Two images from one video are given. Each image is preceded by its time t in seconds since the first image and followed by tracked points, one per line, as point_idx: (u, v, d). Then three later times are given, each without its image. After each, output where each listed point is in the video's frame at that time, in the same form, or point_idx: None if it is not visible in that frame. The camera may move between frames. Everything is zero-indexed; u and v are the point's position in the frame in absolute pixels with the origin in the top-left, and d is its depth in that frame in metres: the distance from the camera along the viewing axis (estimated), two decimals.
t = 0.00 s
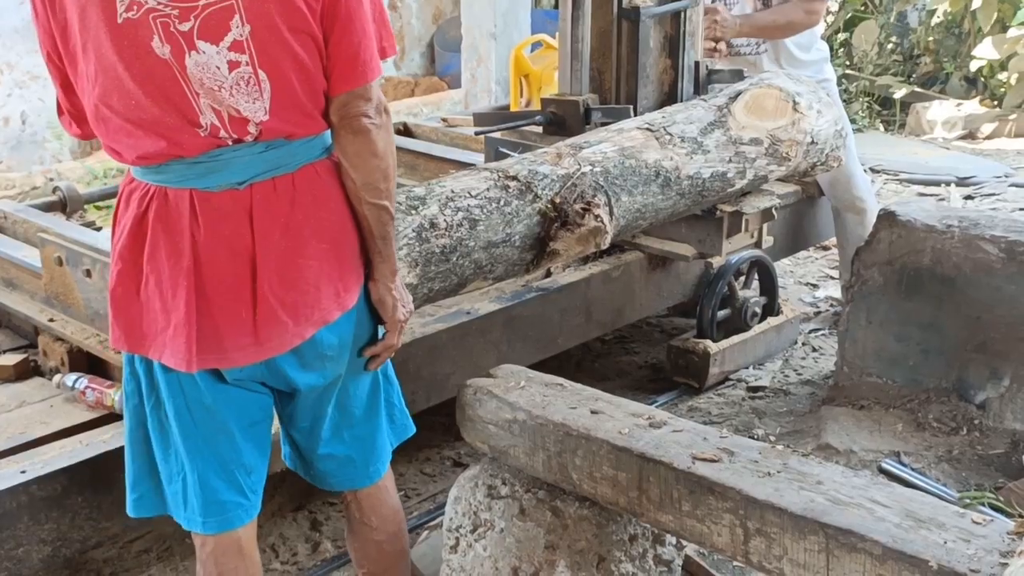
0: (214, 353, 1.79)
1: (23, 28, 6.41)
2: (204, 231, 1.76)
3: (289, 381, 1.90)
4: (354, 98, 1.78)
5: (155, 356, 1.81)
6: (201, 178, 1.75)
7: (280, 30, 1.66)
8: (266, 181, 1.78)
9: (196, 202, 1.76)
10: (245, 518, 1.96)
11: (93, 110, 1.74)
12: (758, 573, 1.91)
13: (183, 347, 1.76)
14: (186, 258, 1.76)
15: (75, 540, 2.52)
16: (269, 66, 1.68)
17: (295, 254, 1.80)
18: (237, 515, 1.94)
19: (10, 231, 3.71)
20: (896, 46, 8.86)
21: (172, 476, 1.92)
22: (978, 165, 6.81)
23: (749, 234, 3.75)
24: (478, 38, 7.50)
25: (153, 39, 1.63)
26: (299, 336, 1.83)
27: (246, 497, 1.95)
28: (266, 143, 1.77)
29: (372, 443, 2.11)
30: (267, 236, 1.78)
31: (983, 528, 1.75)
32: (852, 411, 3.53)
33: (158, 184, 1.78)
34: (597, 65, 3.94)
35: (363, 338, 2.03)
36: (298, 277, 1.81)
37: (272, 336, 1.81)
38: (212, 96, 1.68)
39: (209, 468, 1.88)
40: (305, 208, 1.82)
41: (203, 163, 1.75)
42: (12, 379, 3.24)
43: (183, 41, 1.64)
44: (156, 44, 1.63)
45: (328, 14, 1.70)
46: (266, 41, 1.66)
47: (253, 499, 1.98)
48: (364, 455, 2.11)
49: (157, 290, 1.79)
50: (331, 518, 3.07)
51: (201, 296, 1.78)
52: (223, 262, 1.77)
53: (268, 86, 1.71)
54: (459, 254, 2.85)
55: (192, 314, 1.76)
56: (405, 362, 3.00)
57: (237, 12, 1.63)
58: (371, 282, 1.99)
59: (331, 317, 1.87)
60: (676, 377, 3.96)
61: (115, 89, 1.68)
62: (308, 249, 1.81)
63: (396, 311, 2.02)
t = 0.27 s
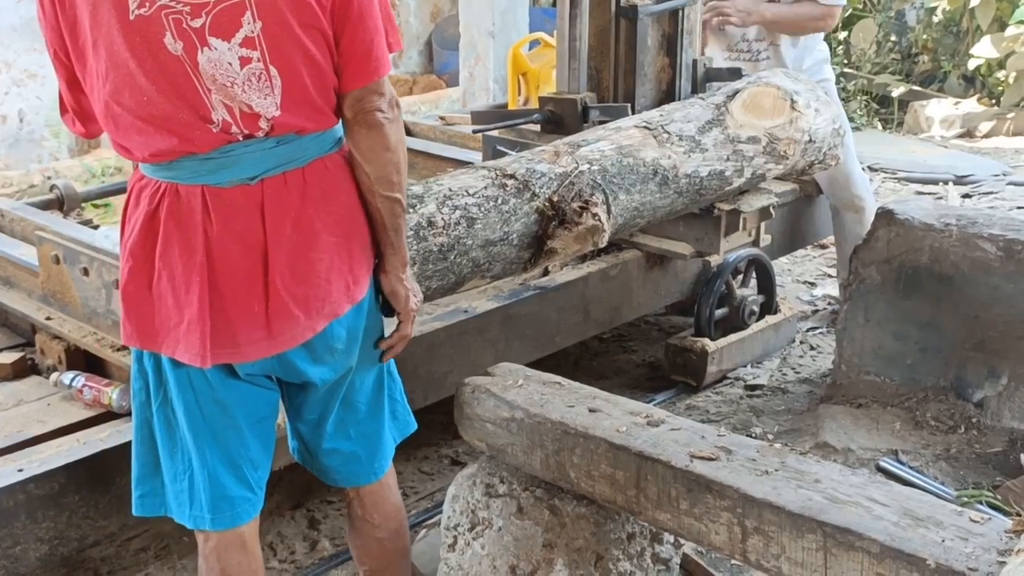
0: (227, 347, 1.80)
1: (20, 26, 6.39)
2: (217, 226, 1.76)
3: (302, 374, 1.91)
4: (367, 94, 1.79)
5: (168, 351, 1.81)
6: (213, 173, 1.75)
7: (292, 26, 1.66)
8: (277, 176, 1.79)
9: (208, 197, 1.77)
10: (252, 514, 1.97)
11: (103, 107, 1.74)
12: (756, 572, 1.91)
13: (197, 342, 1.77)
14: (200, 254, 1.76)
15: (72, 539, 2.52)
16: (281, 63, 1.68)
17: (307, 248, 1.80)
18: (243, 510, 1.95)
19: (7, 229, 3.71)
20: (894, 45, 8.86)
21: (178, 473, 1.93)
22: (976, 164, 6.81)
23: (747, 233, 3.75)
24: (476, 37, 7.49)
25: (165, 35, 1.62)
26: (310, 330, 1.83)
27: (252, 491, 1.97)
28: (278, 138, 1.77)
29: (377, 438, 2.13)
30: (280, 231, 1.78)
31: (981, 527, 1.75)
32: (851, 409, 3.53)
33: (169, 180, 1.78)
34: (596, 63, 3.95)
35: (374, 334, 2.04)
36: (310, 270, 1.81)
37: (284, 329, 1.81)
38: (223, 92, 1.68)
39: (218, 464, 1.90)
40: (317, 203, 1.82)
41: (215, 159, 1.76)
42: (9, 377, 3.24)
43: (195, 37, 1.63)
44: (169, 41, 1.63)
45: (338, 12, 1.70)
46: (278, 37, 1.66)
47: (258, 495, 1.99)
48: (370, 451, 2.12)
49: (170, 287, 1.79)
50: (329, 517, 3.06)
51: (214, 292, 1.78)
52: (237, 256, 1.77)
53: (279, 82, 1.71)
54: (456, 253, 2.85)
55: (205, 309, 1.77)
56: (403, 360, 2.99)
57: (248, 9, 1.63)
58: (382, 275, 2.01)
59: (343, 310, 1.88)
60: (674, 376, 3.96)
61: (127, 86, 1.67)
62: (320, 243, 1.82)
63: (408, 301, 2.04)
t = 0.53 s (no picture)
0: (231, 347, 1.80)
1: (20, 26, 6.38)
2: (221, 225, 1.76)
3: (305, 376, 1.91)
4: (382, 95, 1.82)
5: (172, 351, 1.81)
6: (217, 173, 1.75)
7: (298, 26, 1.67)
8: (280, 176, 1.78)
9: (212, 197, 1.76)
10: (253, 514, 1.97)
11: (107, 107, 1.73)
12: (755, 573, 1.91)
13: (201, 342, 1.77)
14: (204, 255, 1.76)
15: (71, 539, 2.52)
16: (286, 63, 1.69)
17: (311, 248, 1.80)
18: (244, 511, 1.95)
19: (6, 230, 3.71)
20: (894, 46, 8.88)
21: (180, 474, 1.93)
22: (975, 165, 6.82)
23: (747, 234, 3.75)
24: (476, 37, 7.49)
25: (171, 34, 1.63)
26: (314, 330, 1.83)
27: (253, 492, 1.97)
28: (282, 138, 1.77)
29: (380, 441, 2.11)
30: (283, 231, 1.78)
31: (980, 528, 1.74)
32: (850, 410, 3.52)
33: (173, 180, 1.78)
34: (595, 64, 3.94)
35: (379, 335, 2.03)
36: (314, 270, 1.80)
37: (288, 329, 1.81)
38: (227, 91, 1.68)
39: (219, 465, 1.90)
40: (320, 202, 1.81)
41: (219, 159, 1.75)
42: (8, 378, 3.24)
43: (201, 36, 1.64)
44: (174, 39, 1.63)
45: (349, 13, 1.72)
46: (283, 36, 1.67)
47: (259, 495, 1.99)
48: (373, 453, 2.12)
49: (173, 287, 1.78)
50: (328, 518, 3.06)
51: (218, 292, 1.78)
52: (241, 256, 1.77)
53: (284, 83, 1.71)
54: (456, 253, 2.85)
55: (209, 309, 1.77)
56: (402, 361, 2.99)
57: (254, 8, 1.64)
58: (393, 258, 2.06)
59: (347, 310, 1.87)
60: (673, 376, 3.97)
61: (131, 84, 1.67)
62: (324, 242, 1.81)
63: (420, 281, 2.10)
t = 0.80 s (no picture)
0: (236, 344, 1.81)
1: (20, 26, 6.37)
2: (226, 223, 1.76)
3: (308, 375, 1.92)
4: (390, 95, 1.87)
5: (177, 348, 1.81)
6: (222, 170, 1.75)
7: (306, 22, 1.68)
8: (284, 173, 1.77)
9: (217, 194, 1.76)
10: (255, 514, 1.98)
11: (111, 100, 1.72)
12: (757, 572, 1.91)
13: (206, 339, 1.77)
14: (209, 252, 1.76)
15: (72, 540, 2.52)
16: (294, 60, 1.70)
17: (315, 246, 1.79)
18: (246, 510, 1.95)
19: (7, 230, 3.71)
20: (895, 44, 8.90)
21: (183, 473, 1.93)
22: (977, 163, 6.82)
23: (748, 233, 3.76)
24: (477, 36, 7.49)
25: (179, 28, 1.63)
26: (318, 327, 1.83)
27: (255, 491, 1.98)
28: (286, 136, 1.76)
29: (385, 443, 2.11)
30: (288, 229, 1.78)
31: (982, 526, 1.74)
32: (852, 409, 3.52)
33: (177, 178, 1.77)
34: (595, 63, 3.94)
35: (382, 334, 2.03)
36: (318, 267, 1.80)
37: (292, 327, 1.81)
38: (234, 87, 1.68)
39: (222, 464, 1.91)
40: (324, 200, 1.80)
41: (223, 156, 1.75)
42: (9, 378, 3.24)
43: (209, 31, 1.64)
44: (183, 33, 1.63)
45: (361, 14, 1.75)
46: (291, 34, 1.68)
47: (261, 494, 2.00)
48: (379, 453, 2.11)
49: (178, 284, 1.78)
50: (329, 517, 3.06)
51: (223, 290, 1.78)
52: (246, 254, 1.77)
53: (290, 80, 1.72)
54: (457, 252, 2.85)
55: (214, 307, 1.77)
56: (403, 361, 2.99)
57: (264, 5, 1.65)
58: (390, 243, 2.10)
59: (351, 308, 1.87)
60: (674, 375, 3.97)
61: (138, 77, 1.67)
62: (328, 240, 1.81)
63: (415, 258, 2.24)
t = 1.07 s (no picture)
0: (253, 340, 1.81)
1: (20, 27, 6.34)
2: (244, 219, 1.76)
3: (319, 369, 1.92)
4: (400, 96, 1.93)
5: (194, 344, 1.80)
6: (239, 165, 1.75)
7: (328, 21, 1.71)
8: (300, 169, 1.78)
9: (234, 190, 1.76)
10: (260, 510, 1.98)
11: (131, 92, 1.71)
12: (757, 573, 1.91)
13: (224, 334, 1.77)
14: (227, 247, 1.75)
15: (71, 540, 2.52)
16: (315, 58, 1.72)
17: (330, 241, 1.81)
18: (252, 507, 1.96)
19: (6, 231, 3.71)
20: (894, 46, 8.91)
21: (190, 470, 1.93)
22: (977, 165, 6.82)
23: (748, 234, 3.75)
24: (476, 37, 7.49)
25: (204, 21, 1.64)
26: (333, 323, 1.85)
27: (261, 487, 1.98)
28: (303, 132, 1.77)
29: (391, 441, 2.11)
30: (304, 225, 1.78)
31: (982, 527, 1.74)
32: (852, 410, 3.52)
33: (193, 173, 1.76)
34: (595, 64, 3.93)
35: (391, 332, 2.04)
36: (334, 262, 1.81)
37: (308, 322, 1.82)
38: (256, 82, 1.69)
39: (231, 459, 1.90)
40: (339, 196, 1.82)
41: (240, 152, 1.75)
42: (8, 379, 3.24)
43: (234, 26, 1.65)
44: (207, 27, 1.64)
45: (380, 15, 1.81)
46: (313, 31, 1.70)
47: (267, 490, 2.00)
48: (386, 450, 2.12)
49: (195, 279, 1.77)
50: (329, 518, 3.06)
51: (240, 285, 1.78)
52: (263, 249, 1.77)
53: (310, 77, 1.74)
54: (456, 253, 2.85)
55: (233, 302, 1.77)
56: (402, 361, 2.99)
57: (288, 2, 1.67)
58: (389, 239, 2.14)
59: (363, 302, 1.89)
60: (674, 376, 3.96)
61: (160, 69, 1.66)
62: (343, 236, 1.82)
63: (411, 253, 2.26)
